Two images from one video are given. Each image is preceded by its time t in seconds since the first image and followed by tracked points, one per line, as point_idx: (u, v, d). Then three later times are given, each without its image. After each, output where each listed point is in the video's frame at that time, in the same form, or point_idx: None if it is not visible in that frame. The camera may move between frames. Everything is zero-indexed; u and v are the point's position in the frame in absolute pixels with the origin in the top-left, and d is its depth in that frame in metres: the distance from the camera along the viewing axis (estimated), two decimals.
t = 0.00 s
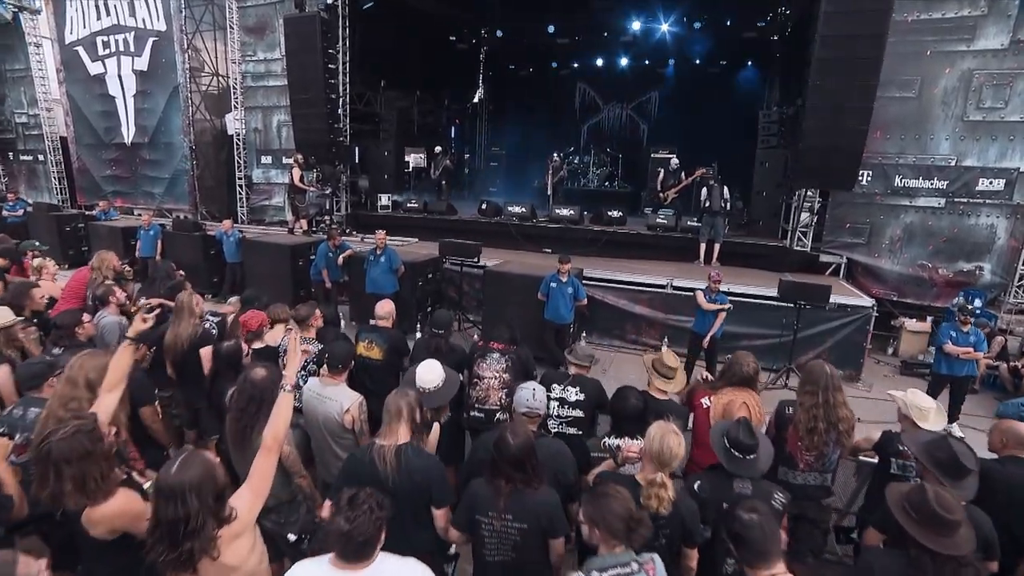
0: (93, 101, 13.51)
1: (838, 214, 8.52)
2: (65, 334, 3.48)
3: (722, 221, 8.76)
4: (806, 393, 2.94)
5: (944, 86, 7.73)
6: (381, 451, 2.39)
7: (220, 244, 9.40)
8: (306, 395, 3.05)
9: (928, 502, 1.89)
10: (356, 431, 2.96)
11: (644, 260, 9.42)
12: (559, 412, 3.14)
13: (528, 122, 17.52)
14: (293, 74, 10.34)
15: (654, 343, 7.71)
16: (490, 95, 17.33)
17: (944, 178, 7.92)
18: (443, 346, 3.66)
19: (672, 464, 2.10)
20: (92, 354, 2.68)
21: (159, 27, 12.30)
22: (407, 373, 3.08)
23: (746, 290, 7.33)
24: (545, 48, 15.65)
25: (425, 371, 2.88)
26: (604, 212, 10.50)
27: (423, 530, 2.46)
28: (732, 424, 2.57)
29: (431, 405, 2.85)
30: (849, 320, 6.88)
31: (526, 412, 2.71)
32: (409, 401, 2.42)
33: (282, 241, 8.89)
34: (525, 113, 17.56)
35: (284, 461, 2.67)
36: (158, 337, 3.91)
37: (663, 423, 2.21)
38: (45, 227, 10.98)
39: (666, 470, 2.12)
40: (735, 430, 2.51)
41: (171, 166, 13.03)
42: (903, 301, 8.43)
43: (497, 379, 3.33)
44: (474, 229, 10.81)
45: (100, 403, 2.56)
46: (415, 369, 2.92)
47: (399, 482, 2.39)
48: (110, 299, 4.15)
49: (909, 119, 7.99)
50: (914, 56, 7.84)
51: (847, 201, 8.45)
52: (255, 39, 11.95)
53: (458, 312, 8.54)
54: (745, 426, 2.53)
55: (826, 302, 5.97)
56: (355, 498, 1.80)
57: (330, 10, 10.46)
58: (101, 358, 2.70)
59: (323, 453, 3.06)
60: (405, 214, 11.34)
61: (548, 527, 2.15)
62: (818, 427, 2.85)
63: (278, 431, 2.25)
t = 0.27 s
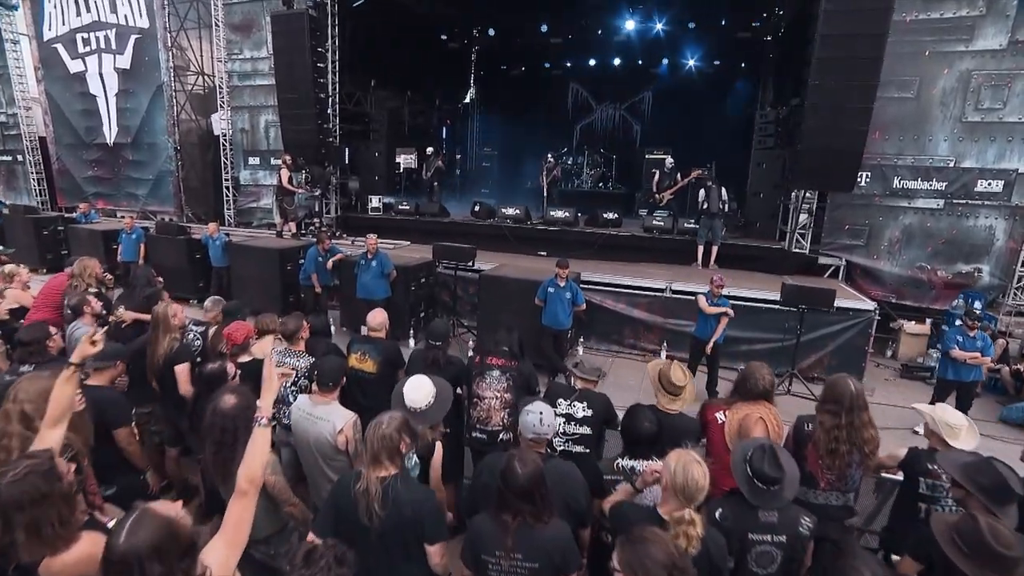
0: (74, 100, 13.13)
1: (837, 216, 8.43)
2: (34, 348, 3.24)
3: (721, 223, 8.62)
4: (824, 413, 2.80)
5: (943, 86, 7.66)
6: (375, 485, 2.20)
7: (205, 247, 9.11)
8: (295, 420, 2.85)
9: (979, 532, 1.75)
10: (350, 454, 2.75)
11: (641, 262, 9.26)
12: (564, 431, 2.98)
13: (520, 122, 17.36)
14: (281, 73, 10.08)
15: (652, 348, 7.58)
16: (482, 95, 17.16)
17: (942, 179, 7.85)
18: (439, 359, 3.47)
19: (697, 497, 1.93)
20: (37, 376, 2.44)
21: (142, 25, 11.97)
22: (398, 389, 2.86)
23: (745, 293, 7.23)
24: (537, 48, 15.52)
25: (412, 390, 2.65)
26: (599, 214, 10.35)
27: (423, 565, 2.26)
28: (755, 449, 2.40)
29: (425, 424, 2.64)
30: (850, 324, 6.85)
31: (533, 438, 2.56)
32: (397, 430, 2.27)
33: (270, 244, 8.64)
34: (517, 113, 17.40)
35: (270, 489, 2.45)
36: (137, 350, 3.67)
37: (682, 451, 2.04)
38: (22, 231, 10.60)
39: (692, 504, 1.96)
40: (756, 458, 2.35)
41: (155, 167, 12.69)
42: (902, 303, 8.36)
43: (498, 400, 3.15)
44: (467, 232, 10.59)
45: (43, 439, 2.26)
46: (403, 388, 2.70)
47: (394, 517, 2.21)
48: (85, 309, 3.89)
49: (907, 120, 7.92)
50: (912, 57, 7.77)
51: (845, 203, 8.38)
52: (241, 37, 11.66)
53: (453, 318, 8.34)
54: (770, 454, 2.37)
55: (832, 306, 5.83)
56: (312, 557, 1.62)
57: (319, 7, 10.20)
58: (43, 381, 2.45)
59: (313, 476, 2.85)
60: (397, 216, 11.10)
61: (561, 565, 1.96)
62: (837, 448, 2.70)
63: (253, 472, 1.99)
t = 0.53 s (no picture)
0: (54, 99, 12.74)
1: (838, 218, 8.31)
2: None
3: (720, 225, 8.47)
4: (850, 429, 2.60)
5: (945, 86, 7.56)
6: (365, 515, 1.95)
7: (191, 251, 8.81)
8: (284, 446, 2.62)
9: None
10: (345, 480, 2.53)
11: (639, 266, 9.08)
12: (574, 451, 2.79)
13: (514, 123, 17.17)
14: (269, 72, 9.79)
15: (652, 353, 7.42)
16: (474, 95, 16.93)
17: (944, 181, 7.75)
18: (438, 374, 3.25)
19: (738, 534, 1.73)
20: (11, 403, 2.26)
21: (125, 22, 11.63)
22: (398, 410, 2.66)
23: (748, 297, 7.08)
24: (531, 47, 15.33)
25: (415, 409, 2.45)
26: (595, 216, 10.17)
27: None
28: (782, 474, 2.20)
29: (424, 449, 2.45)
30: (855, 328, 6.71)
31: (542, 466, 2.37)
32: (395, 461, 2.07)
33: (259, 248, 8.37)
34: (510, 114, 17.20)
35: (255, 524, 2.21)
36: (114, 365, 3.41)
37: (713, 483, 1.85)
38: None
39: (733, 541, 1.74)
40: (785, 484, 2.15)
41: (139, 168, 12.34)
42: (903, 306, 8.27)
43: (503, 417, 3.00)
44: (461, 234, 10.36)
45: None
46: (405, 407, 2.49)
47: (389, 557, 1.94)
48: (57, 317, 3.63)
49: (909, 121, 7.81)
50: (914, 56, 7.67)
51: (846, 205, 8.25)
52: (228, 35, 11.35)
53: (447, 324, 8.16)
54: (799, 480, 2.16)
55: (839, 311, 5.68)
56: None
57: (308, 4, 9.93)
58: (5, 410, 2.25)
59: (304, 503, 2.62)
60: (389, 219, 10.85)
61: None
62: (864, 465, 2.52)
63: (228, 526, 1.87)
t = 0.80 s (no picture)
0: (37, 98, 12.41)
1: (840, 219, 8.18)
2: None
3: (721, 227, 8.32)
4: (878, 444, 2.46)
5: (948, 86, 7.46)
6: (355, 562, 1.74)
7: (178, 255, 8.56)
8: (272, 473, 2.41)
9: None
10: (338, 511, 2.33)
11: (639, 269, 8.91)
12: (587, 472, 2.68)
13: (508, 123, 17.00)
14: (258, 70, 9.53)
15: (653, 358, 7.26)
16: (468, 94, 16.75)
17: (947, 182, 7.64)
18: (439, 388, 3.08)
19: None
20: None
21: (110, 18, 11.34)
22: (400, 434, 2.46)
23: (751, 301, 6.94)
24: (525, 46, 15.16)
25: (422, 435, 2.28)
26: (593, 217, 10.00)
27: None
28: (802, 503, 2.03)
29: (429, 479, 2.26)
30: (860, 333, 6.61)
31: (554, 489, 2.10)
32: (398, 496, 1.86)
33: (248, 251, 8.12)
34: (505, 113, 17.02)
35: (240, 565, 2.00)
36: (88, 381, 3.18)
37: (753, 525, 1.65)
38: None
39: None
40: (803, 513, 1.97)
41: (125, 169, 12.05)
42: (906, 309, 8.17)
43: (509, 433, 2.78)
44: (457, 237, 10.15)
45: None
46: (414, 432, 2.31)
47: None
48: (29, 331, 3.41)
49: (912, 121, 7.70)
50: (916, 56, 7.56)
51: (848, 206, 8.13)
52: (216, 33, 11.08)
53: (443, 329, 7.96)
54: (820, 509, 1.99)
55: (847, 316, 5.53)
56: None
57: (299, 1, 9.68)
58: None
59: (295, 535, 2.41)
60: (382, 221, 10.61)
61: None
62: (893, 481, 2.35)
63: None
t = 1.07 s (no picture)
0: (19, 96, 12.08)
1: (843, 221, 8.04)
2: None
3: (722, 229, 8.16)
4: (917, 463, 2.25)
5: (953, 86, 7.34)
6: None
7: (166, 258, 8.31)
8: (258, 505, 2.22)
9: None
10: (331, 545, 2.13)
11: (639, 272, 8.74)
12: (603, 496, 2.49)
13: (503, 123, 16.84)
14: (248, 68, 9.27)
15: (654, 363, 7.11)
16: (463, 94, 16.55)
17: (952, 183, 7.54)
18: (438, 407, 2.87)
19: None
20: None
21: (94, 15, 11.05)
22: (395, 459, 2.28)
23: (755, 304, 6.80)
24: (521, 46, 14.97)
25: (412, 465, 2.08)
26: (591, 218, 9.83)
27: None
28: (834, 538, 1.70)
29: (427, 511, 2.06)
30: (868, 337, 6.44)
31: (569, 527, 1.92)
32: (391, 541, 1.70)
33: (238, 255, 7.88)
34: (499, 113, 16.83)
35: None
36: (60, 400, 2.94)
37: None
38: None
39: None
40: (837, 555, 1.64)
41: (112, 170, 11.76)
42: (909, 311, 8.07)
43: (516, 462, 2.65)
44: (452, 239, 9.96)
45: None
46: (403, 463, 2.11)
47: None
48: None
49: (916, 121, 7.58)
50: (921, 55, 7.43)
51: (851, 208, 7.99)
52: (204, 30, 10.81)
53: (439, 334, 7.77)
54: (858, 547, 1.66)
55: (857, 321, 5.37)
56: None
57: None
58: None
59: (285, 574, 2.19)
60: (375, 223, 10.37)
61: None
62: (942, 505, 2.11)
63: None
